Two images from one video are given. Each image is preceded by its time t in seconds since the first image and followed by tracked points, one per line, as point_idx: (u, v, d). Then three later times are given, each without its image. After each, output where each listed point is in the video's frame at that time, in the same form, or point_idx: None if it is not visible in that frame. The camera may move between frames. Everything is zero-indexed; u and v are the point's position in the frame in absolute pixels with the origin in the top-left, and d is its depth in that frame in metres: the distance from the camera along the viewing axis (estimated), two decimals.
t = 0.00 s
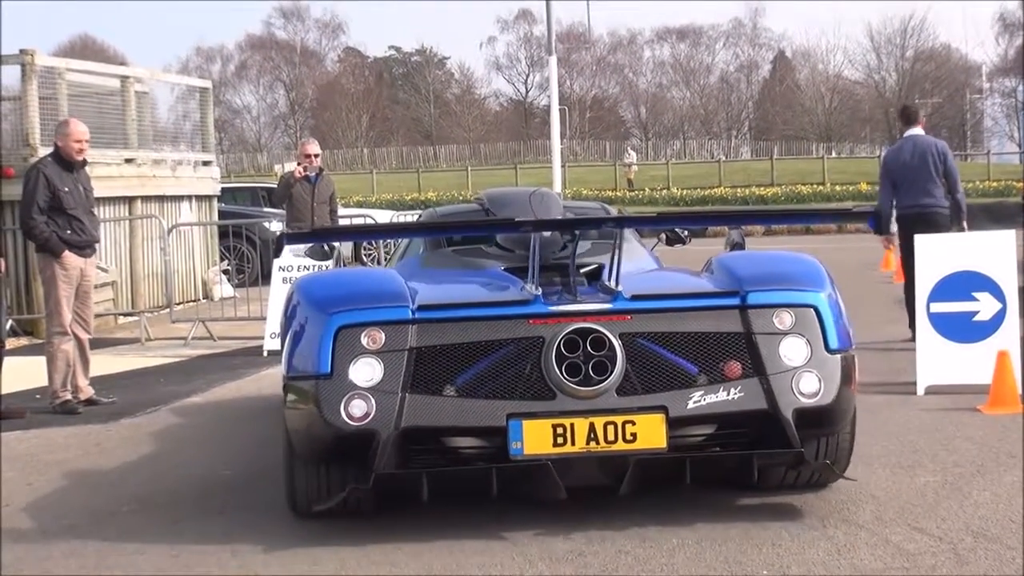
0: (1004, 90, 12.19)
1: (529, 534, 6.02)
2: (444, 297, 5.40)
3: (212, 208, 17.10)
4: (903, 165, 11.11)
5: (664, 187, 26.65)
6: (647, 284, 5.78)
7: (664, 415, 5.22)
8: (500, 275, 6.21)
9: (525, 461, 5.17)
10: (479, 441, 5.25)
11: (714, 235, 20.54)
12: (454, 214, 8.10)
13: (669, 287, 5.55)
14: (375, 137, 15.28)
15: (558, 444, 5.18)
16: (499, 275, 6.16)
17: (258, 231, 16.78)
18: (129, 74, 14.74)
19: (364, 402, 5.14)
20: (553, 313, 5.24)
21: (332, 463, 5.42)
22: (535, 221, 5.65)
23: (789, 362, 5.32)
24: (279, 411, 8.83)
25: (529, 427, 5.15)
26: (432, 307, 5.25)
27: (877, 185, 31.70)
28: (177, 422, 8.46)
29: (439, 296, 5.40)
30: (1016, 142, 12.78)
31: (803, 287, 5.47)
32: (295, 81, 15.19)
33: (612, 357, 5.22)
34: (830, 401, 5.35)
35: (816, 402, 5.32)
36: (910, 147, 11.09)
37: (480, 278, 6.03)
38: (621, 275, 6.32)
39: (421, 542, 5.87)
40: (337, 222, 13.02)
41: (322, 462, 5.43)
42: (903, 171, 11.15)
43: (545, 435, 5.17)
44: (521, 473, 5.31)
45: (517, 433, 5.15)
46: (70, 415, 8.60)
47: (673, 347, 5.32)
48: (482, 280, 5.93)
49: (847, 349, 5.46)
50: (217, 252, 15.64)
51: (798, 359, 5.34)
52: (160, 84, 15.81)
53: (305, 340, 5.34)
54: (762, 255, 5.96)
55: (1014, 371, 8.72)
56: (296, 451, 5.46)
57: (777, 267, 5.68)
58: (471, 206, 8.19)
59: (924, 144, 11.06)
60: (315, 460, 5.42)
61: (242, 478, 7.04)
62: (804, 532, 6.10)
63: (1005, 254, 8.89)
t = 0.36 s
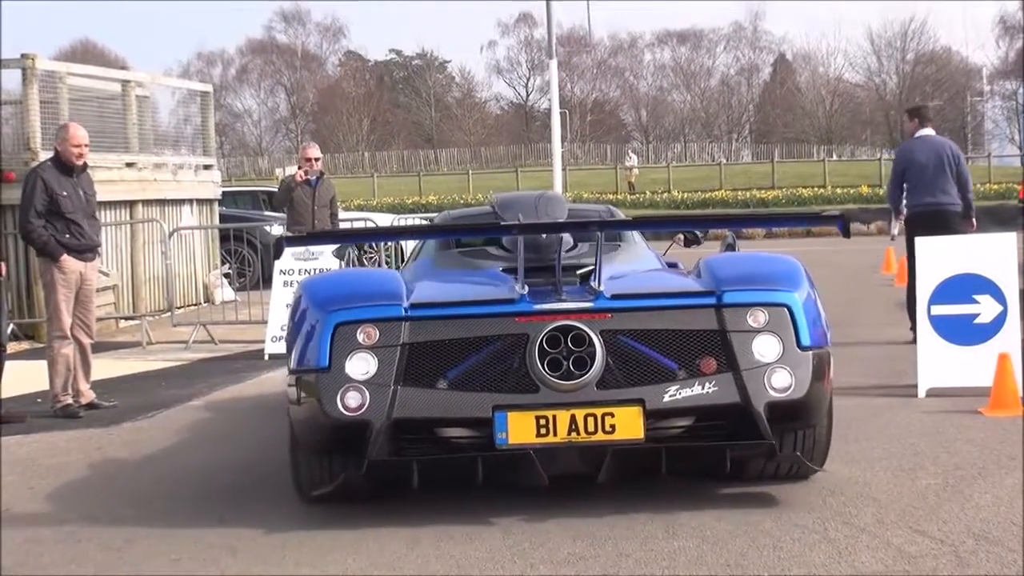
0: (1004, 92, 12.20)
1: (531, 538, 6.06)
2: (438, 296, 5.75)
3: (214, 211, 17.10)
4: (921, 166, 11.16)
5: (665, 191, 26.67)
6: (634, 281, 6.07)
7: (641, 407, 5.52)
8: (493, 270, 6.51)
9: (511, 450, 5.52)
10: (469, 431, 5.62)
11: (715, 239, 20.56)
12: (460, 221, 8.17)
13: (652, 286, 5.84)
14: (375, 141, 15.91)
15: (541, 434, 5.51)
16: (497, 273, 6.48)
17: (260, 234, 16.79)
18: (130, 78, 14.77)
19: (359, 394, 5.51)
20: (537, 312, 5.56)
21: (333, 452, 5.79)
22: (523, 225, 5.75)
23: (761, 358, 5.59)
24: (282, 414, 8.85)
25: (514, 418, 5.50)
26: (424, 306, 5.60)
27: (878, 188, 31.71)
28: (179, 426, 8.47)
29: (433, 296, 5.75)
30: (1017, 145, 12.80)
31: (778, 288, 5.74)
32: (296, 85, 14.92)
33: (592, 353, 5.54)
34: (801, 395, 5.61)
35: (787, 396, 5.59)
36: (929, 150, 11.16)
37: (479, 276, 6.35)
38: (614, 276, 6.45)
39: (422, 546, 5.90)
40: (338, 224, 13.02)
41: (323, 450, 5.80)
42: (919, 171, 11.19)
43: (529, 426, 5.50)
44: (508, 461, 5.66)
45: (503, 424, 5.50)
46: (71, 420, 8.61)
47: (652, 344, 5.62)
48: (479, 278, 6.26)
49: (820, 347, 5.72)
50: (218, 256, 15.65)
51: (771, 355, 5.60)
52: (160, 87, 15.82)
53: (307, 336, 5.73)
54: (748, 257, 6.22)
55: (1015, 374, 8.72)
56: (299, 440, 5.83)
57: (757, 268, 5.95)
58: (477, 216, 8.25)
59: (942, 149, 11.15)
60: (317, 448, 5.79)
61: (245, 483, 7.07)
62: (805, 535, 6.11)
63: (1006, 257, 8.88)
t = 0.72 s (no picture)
0: (1004, 95, 12.20)
1: (531, 542, 6.07)
2: (436, 295, 6.08)
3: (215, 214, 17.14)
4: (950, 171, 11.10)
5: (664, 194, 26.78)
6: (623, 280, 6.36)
7: (622, 399, 5.80)
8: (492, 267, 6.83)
9: (499, 438, 5.81)
10: (465, 419, 5.90)
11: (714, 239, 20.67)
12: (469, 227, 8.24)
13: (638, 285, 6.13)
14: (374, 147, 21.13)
15: (528, 423, 5.81)
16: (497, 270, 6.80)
17: (262, 236, 16.83)
18: (132, 81, 14.78)
19: (359, 384, 5.85)
20: (525, 309, 5.88)
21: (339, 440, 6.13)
22: (522, 229, 5.71)
23: (735, 353, 5.83)
24: (283, 416, 8.85)
25: (501, 408, 5.79)
26: (421, 303, 5.94)
27: (877, 189, 31.86)
28: (179, 430, 8.47)
29: (432, 295, 6.08)
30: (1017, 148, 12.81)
31: (753, 288, 6.00)
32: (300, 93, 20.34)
33: (575, 347, 5.84)
34: (773, 388, 5.85)
35: (760, 388, 5.83)
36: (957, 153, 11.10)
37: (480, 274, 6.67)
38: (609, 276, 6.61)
39: (422, 550, 5.91)
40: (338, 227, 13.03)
41: (331, 438, 6.14)
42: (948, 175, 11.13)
43: (516, 416, 5.80)
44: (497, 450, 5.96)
45: (492, 414, 5.79)
46: (72, 424, 8.60)
47: (634, 339, 5.90)
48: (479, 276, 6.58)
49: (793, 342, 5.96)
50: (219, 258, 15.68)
51: (744, 350, 5.85)
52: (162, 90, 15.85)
53: (314, 332, 6.09)
54: (733, 259, 6.48)
55: (1016, 376, 8.71)
56: (308, 430, 6.19)
57: (737, 269, 6.22)
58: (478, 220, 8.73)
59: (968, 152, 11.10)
60: (325, 436, 6.14)
61: (245, 488, 7.07)
62: (805, 537, 6.11)
63: (1006, 259, 8.88)
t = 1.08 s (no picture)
0: (1006, 97, 12.19)
1: (532, 542, 6.09)
2: (443, 292, 6.56)
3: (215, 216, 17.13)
4: (965, 174, 11.30)
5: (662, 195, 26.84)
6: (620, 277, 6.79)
7: (609, 387, 6.22)
8: (500, 264, 7.27)
9: (497, 422, 6.30)
10: (467, 405, 6.38)
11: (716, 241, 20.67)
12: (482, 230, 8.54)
13: (629, 282, 6.57)
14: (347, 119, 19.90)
15: (523, 410, 6.27)
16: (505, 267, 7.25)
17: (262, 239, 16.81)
18: (133, 83, 14.76)
19: (369, 373, 6.36)
20: (521, 305, 6.33)
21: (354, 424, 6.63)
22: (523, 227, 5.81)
23: (714, 346, 6.24)
24: (282, 419, 8.87)
25: (499, 395, 6.26)
26: (426, 299, 6.42)
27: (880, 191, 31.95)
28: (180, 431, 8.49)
29: (439, 292, 6.56)
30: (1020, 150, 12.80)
31: (734, 287, 6.40)
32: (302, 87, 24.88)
33: (566, 340, 6.28)
34: (749, 379, 6.25)
35: (737, 379, 6.23)
36: (972, 155, 11.28)
37: (488, 271, 7.12)
38: (606, 275, 6.89)
39: (423, 551, 5.93)
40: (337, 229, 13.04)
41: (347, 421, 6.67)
42: (964, 178, 11.32)
43: (512, 402, 6.27)
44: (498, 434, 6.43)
45: (490, 401, 6.27)
46: (73, 426, 8.61)
47: (622, 333, 6.34)
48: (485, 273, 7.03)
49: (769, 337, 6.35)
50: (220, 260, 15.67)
51: (723, 345, 6.25)
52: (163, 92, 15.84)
53: (332, 325, 6.62)
54: (724, 258, 6.88)
55: (1016, 376, 8.69)
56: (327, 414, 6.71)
57: (723, 269, 6.62)
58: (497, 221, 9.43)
59: (985, 155, 11.26)
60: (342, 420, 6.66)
61: (245, 491, 7.11)
62: (805, 539, 6.12)
63: (1006, 260, 8.90)
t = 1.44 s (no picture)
0: (1012, 97, 12.07)
1: (531, 546, 6.01)
2: (460, 286, 7.15)
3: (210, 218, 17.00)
4: (961, 178, 11.28)
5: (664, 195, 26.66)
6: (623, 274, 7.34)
7: (606, 374, 6.75)
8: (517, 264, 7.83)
9: (504, 405, 6.85)
10: (479, 389, 6.94)
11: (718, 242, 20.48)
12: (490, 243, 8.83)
13: (630, 278, 7.09)
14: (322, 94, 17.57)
15: (528, 393, 6.82)
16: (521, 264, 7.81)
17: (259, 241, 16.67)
18: (129, 84, 14.63)
19: (389, 359, 6.97)
20: (528, 299, 6.88)
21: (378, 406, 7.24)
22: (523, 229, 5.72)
23: (704, 338, 6.75)
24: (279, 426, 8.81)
25: (506, 380, 6.82)
26: (442, 292, 7.01)
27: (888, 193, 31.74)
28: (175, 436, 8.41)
29: (457, 286, 7.15)
30: None
31: (724, 284, 6.91)
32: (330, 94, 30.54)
33: (567, 330, 6.82)
34: (736, 369, 6.75)
35: (724, 368, 6.73)
36: (968, 159, 11.27)
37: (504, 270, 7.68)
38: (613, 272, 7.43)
39: (421, 555, 5.85)
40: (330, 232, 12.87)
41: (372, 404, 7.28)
42: (961, 183, 11.30)
43: (518, 387, 6.82)
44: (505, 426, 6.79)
45: (498, 386, 6.83)
46: (68, 429, 8.53)
47: (620, 324, 6.85)
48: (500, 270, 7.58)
49: (756, 330, 6.86)
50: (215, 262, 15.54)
51: (712, 336, 6.76)
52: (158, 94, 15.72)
53: (358, 316, 7.24)
54: (720, 259, 7.38)
55: (1018, 381, 8.58)
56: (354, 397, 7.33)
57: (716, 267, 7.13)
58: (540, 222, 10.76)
59: (981, 158, 11.23)
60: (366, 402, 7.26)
61: (239, 502, 7.07)
62: (808, 543, 6.04)
63: (1012, 264, 8.79)
